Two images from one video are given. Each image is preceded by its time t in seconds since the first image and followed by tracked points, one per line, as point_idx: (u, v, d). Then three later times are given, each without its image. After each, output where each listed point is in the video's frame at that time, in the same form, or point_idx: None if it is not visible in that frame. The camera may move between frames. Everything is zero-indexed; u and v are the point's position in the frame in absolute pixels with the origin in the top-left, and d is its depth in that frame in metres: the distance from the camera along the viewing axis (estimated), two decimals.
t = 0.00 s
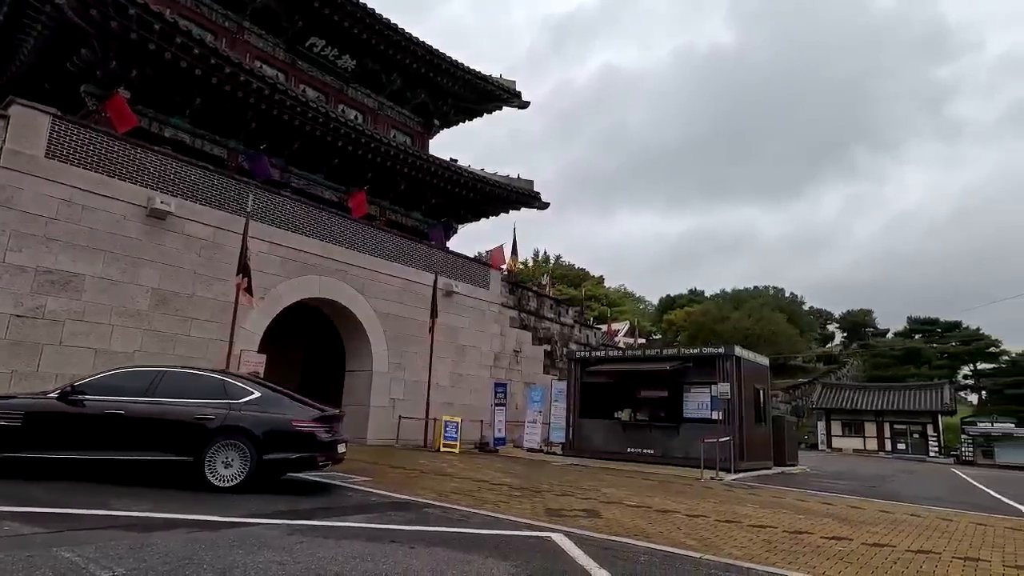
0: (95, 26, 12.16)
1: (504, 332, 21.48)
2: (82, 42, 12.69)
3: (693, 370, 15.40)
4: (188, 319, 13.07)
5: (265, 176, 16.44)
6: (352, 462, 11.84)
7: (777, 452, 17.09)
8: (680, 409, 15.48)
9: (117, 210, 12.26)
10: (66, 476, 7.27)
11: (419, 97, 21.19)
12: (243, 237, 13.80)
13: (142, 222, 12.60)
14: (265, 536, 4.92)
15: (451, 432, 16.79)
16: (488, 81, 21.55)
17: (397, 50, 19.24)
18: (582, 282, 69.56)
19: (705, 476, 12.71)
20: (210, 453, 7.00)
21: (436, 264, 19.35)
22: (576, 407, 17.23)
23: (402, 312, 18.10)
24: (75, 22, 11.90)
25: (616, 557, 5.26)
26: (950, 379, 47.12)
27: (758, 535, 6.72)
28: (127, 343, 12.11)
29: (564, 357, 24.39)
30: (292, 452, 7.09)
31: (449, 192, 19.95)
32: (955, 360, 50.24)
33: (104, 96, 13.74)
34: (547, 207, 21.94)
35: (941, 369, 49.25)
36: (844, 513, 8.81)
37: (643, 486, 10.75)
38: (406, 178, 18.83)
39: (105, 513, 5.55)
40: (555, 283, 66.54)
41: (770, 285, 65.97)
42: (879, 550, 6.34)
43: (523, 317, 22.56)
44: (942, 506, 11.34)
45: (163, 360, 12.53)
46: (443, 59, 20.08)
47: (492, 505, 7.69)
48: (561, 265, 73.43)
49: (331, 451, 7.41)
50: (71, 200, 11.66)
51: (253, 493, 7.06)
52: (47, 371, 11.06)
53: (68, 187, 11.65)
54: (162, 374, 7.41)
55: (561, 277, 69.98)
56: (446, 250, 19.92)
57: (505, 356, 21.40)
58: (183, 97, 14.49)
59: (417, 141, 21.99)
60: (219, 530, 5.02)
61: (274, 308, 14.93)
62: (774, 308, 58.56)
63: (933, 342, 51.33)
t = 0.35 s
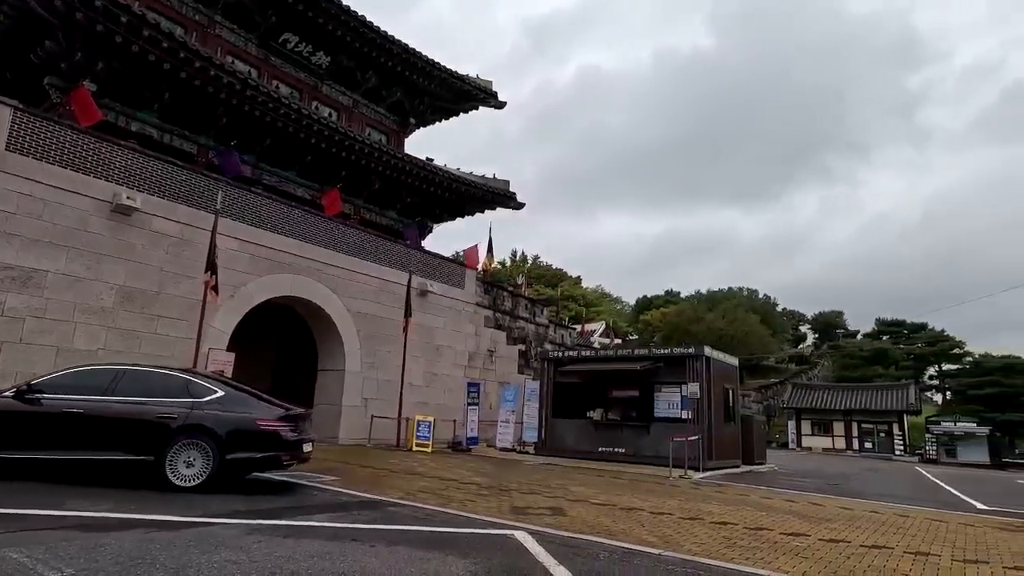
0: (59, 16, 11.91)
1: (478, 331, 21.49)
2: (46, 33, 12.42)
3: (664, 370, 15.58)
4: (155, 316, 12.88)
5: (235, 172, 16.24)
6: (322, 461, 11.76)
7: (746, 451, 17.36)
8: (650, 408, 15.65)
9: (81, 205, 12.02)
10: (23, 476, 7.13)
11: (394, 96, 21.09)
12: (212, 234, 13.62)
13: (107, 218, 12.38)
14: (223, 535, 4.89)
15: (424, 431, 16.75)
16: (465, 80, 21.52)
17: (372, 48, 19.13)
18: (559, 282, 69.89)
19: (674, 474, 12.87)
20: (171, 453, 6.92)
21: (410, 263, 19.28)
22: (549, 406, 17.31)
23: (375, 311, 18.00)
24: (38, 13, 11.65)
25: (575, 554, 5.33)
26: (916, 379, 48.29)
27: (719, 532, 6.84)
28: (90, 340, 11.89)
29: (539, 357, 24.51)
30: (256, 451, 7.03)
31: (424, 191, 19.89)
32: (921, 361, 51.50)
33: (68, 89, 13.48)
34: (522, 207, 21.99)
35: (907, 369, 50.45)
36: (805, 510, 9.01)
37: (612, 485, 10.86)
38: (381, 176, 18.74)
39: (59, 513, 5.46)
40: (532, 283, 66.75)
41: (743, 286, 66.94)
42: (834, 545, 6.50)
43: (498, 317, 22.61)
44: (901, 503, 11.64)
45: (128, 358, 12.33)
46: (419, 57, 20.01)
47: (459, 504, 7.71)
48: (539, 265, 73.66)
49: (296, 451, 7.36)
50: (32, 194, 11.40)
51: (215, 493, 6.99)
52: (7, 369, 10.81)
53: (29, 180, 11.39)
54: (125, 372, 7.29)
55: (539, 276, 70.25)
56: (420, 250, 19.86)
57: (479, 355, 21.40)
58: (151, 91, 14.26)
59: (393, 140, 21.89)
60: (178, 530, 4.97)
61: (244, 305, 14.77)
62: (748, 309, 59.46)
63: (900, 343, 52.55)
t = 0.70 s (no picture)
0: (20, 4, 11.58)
1: (454, 330, 21.39)
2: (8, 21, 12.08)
3: (639, 368, 15.66)
4: (121, 313, 12.60)
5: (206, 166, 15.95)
6: (291, 460, 11.60)
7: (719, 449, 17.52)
8: (625, 406, 15.71)
9: (43, 198, 11.71)
10: None
11: (371, 92, 20.89)
12: (180, 229, 13.36)
13: (71, 211, 12.08)
14: (179, 536, 4.77)
15: (398, 430, 16.59)
16: (442, 77, 21.36)
17: (348, 43, 18.91)
18: (538, 281, 70.00)
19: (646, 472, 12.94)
20: (130, 452, 6.75)
21: (386, 260, 19.11)
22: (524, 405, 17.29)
23: (349, 309, 17.81)
24: None
25: (540, 552, 5.30)
26: (886, 378, 49.24)
27: (687, 529, 6.86)
28: (52, 337, 11.59)
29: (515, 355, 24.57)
30: (218, 449, 6.89)
31: (400, 188, 19.73)
32: (891, 360, 52.57)
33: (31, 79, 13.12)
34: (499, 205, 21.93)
35: (877, 369, 51.48)
36: (773, 507, 9.11)
37: (585, 482, 10.86)
38: (356, 173, 18.55)
39: (9, 514, 5.28)
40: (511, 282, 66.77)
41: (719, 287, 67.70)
42: (799, 541, 6.56)
43: (474, 315, 22.58)
44: (867, 500, 11.84)
45: (92, 355, 12.04)
46: (395, 53, 19.82)
47: (428, 503, 7.63)
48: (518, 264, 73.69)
49: (261, 449, 7.22)
50: None
51: (176, 493, 6.84)
52: None
53: None
54: (84, 368, 7.10)
55: (518, 275, 70.29)
56: (396, 247, 19.70)
57: (455, 354, 21.30)
58: (118, 82, 13.94)
59: (369, 136, 21.69)
60: (133, 530, 4.85)
61: (214, 302, 14.53)
62: (724, 309, 60.12)
63: (871, 343, 53.57)
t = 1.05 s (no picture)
0: None
1: (438, 328, 21.28)
2: None
3: (621, 368, 15.64)
4: (95, 309, 12.39)
5: (185, 161, 15.74)
6: (268, 458, 11.46)
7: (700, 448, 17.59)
8: (607, 405, 15.70)
9: (15, 192, 11.47)
10: None
11: (355, 88, 20.70)
12: (157, 225, 13.16)
13: (43, 206, 11.85)
14: (139, 536, 4.66)
15: (379, 429, 16.43)
16: (428, 75, 21.19)
17: (332, 38, 18.71)
18: (525, 281, 70.01)
19: (627, 471, 12.93)
20: (96, 450, 6.62)
21: (369, 258, 18.96)
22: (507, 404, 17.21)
23: (332, 307, 17.64)
24: None
25: (510, 552, 5.25)
26: (869, 379, 49.71)
27: (662, 528, 6.84)
28: (24, 333, 11.36)
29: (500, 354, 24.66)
30: (187, 448, 6.77)
31: (384, 185, 19.58)
32: (874, 361, 53.10)
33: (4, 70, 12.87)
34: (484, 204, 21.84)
35: (860, 369, 51.94)
36: (751, 506, 9.10)
37: (565, 482, 10.82)
38: (340, 169, 18.37)
39: None
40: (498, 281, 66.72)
41: (706, 287, 68.04)
42: (773, 541, 6.55)
43: (458, 314, 22.62)
44: (845, 499, 11.91)
45: (64, 353, 11.83)
46: (380, 50, 19.64)
47: (403, 502, 7.54)
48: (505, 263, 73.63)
49: (231, 448, 7.10)
50: None
51: (143, 493, 6.71)
52: None
53: None
54: (50, 364, 6.95)
55: (505, 274, 70.31)
56: (379, 245, 19.56)
57: (439, 352, 21.21)
58: (95, 75, 13.71)
59: (353, 133, 21.52)
60: (91, 531, 4.73)
61: (192, 299, 14.33)
62: (710, 309, 60.44)
63: (855, 343, 54.08)
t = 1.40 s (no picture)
0: None
1: (421, 327, 21.22)
2: None
3: (602, 367, 15.69)
4: (69, 305, 12.23)
5: (163, 157, 15.58)
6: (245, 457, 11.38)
7: (681, 447, 17.70)
8: (588, 404, 15.75)
9: None
10: None
11: (339, 85, 20.59)
12: (134, 220, 13.01)
13: (16, 200, 11.68)
14: (97, 535, 4.60)
15: (359, 427, 16.34)
16: (412, 72, 21.08)
17: (315, 35, 18.58)
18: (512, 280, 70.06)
19: (607, 470, 12.98)
20: (61, 448, 6.54)
21: (351, 256, 18.85)
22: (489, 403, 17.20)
23: (313, 305, 17.53)
24: None
25: (477, 549, 5.25)
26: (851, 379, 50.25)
27: (634, 526, 6.86)
28: None
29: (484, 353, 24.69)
30: (155, 446, 6.70)
31: (367, 183, 19.48)
32: (856, 361, 53.67)
33: None
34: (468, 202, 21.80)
35: (842, 369, 52.48)
36: (725, 504, 9.15)
37: (543, 480, 10.83)
38: (322, 167, 18.26)
39: None
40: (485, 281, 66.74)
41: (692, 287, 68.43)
42: (743, 538, 6.59)
43: (442, 313, 22.56)
44: (820, 498, 12.02)
45: (37, 349, 11.66)
46: (364, 47, 19.52)
47: (376, 501, 7.51)
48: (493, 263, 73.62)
49: (201, 446, 7.02)
50: None
51: (110, 491, 6.62)
52: None
53: None
54: (28, 363, 6.86)
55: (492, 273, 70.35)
56: (362, 243, 19.46)
57: (422, 351, 21.16)
58: (70, 68, 13.54)
59: (337, 129, 21.40)
60: (49, 530, 4.66)
61: (169, 295, 14.18)
62: (695, 309, 60.82)
63: (838, 344, 54.62)
